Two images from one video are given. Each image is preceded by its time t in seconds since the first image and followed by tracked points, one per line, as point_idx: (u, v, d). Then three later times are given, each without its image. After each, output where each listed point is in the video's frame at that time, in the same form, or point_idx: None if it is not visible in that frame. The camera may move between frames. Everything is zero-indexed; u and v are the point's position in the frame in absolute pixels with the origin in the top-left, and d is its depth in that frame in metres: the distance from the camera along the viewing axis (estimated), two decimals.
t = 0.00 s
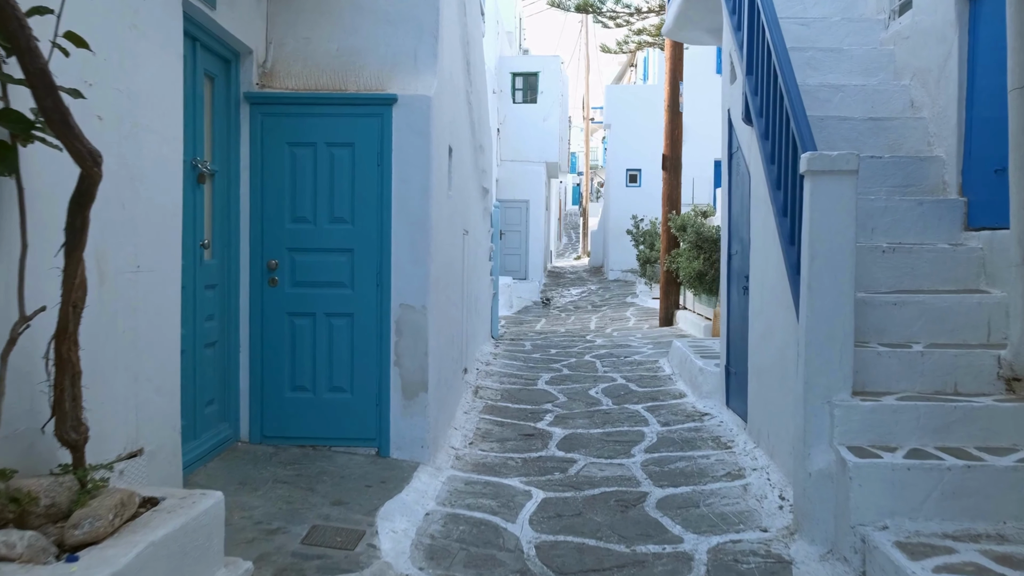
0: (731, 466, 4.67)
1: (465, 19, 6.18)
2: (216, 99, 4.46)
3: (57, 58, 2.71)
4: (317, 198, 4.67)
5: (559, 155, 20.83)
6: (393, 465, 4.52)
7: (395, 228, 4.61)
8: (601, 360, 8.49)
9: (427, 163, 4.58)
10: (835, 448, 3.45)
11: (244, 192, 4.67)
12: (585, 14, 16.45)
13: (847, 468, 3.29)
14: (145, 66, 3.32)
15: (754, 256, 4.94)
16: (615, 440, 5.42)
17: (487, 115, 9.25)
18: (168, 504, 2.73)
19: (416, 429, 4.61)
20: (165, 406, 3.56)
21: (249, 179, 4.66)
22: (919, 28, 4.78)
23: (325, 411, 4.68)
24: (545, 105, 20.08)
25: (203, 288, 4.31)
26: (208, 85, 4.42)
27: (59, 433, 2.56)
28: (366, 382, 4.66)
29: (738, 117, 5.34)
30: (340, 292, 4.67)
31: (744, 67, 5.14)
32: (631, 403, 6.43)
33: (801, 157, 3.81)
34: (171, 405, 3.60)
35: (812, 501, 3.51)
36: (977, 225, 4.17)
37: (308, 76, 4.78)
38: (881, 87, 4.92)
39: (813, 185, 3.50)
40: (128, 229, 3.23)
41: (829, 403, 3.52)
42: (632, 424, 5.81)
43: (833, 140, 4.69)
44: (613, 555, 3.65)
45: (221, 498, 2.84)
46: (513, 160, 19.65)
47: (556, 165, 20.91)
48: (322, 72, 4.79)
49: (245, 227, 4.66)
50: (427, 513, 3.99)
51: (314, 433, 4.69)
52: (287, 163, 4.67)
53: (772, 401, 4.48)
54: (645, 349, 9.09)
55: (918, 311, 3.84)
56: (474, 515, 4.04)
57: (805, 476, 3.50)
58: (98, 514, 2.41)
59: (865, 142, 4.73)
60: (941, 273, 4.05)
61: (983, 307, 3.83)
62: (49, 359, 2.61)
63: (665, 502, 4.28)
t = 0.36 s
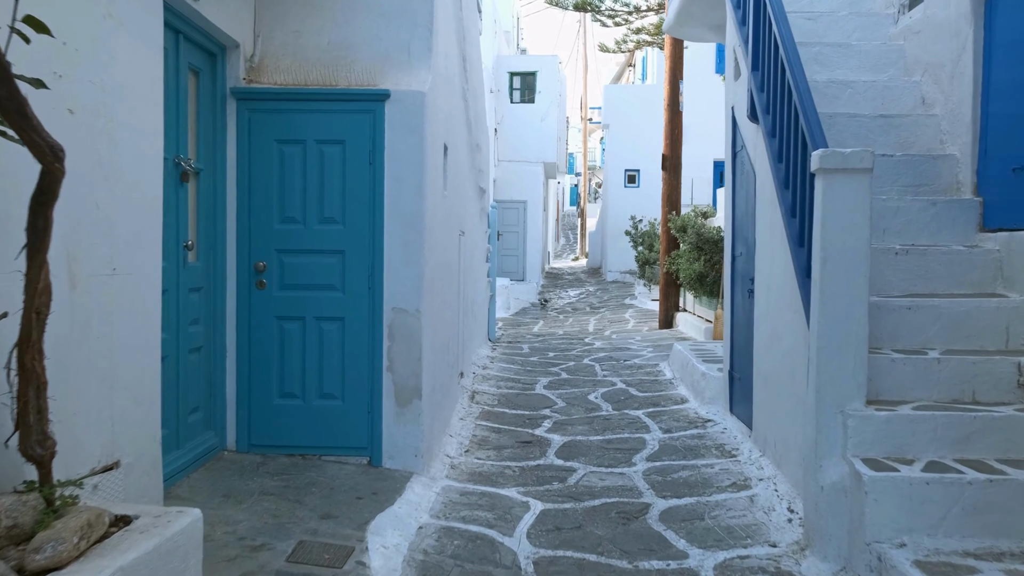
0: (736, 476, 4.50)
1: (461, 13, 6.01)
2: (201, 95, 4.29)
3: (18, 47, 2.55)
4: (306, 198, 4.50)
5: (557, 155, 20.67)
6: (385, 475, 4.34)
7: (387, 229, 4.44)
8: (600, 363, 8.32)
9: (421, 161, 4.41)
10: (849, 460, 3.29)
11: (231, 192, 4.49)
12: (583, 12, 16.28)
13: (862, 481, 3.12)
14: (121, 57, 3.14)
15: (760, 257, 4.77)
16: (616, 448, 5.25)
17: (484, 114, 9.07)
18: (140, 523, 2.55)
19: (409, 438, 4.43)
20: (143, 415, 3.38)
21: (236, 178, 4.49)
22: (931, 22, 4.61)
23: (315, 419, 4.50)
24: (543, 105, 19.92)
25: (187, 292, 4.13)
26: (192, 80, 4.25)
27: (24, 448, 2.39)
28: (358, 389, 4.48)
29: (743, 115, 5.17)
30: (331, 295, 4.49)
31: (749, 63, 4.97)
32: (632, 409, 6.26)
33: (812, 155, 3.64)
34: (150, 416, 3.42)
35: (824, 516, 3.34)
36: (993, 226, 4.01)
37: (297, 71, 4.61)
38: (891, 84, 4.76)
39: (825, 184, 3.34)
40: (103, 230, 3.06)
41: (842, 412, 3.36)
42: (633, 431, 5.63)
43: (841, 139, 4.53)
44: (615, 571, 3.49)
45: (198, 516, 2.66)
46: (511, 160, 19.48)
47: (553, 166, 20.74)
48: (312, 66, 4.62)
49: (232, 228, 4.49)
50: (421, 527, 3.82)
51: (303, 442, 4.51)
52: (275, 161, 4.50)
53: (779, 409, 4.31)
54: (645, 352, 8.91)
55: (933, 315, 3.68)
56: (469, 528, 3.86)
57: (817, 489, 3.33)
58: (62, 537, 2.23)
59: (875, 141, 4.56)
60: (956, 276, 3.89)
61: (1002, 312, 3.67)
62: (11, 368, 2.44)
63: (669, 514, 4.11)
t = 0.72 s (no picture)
0: (744, 486, 4.32)
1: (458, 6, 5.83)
2: (186, 88, 4.10)
3: None
4: (296, 196, 4.31)
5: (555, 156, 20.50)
6: (378, 485, 4.15)
7: (381, 228, 4.25)
8: (599, 367, 8.13)
9: (416, 158, 4.23)
10: (867, 472, 3.11)
11: (217, 190, 4.31)
12: (581, 11, 16.12)
13: (881, 495, 2.95)
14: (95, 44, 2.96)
15: (768, 258, 4.60)
16: (618, 456, 5.07)
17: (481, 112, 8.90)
18: (111, 544, 2.36)
19: (403, 446, 4.24)
20: (121, 424, 3.20)
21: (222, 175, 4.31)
22: (945, 14, 4.45)
23: (305, 427, 4.31)
24: (541, 105, 19.75)
25: (170, 294, 3.94)
26: (176, 73, 4.07)
27: None
28: (349, 395, 4.29)
29: (750, 111, 5.01)
30: (321, 298, 4.31)
31: (756, 56, 4.80)
32: (633, 415, 6.08)
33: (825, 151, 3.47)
34: (128, 425, 3.23)
35: (841, 531, 3.17)
36: (1013, 225, 3.85)
37: (287, 63, 4.43)
38: (903, 78, 4.59)
39: (841, 181, 3.17)
40: (76, 228, 2.87)
41: (859, 421, 3.18)
42: (635, 437, 5.45)
43: (853, 135, 4.36)
44: None
45: (174, 535, 2.48)
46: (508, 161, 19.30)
47: (551, 167, 20.57)
48: (302, 58, 4.44)
49: (218, 228, 4.30)
50: (415, 541, 3.64)
51: (293, 451, 4.32)
52: (263, 158, 4.32)
53: (789, 417, 4.14)
54: (646, 355, 8.74)
55: (952, 319, 3.51)
56: (466, 542, 3.68)
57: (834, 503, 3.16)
58: (20, 562, 2.04)
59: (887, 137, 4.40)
60: (975, 278, 3.72)
61: None
62: None
63: (675, 526, 3.93)
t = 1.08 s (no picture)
0: (751, 497, 4.15)
1: None
2: (168, 81, 3.92)
3: None
4: (284, 194, 4.13)
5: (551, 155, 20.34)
6: (369, 497, 3.97)
7: (372, 229, 4.07)
8: (597, 370, 7.96)
9: (409, 155, 4.05)
10: (885, 487, 2.95)
11: (201, 188, 4.12)
12: (577, 8, 15.95)
13: (902, 512, 2.78)
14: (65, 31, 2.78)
15: (775, 259, 4.44)
16: (619, 464, 4.90)
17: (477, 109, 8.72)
18: (76, 571, 2.18)
19: (396, 456, 4.06)
20: (97, 436, 3.02)
21: (206, 172, 4.12)
22: (960, 6, 4.30)
23: (293, 435, 4.13)
24: (537, 104, 19.58)
25: (151, 296, 3.76)
26: (157, 65, 3.88)
27: None
28: (340, 402, 4.11)
29: (756, 107, 4.84)
30: (310, 300, 4.13)
31: (762, 50, 4.63)
32: (633, 420, 5.91)
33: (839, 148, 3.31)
34: (104, 437, 3.05)
35: (858, 549, 3.00)
36: None
37: (275, 56, 4.25)
38: (916, 73, 4.44)
39: (857, 179, 3.00)
40: (44, 228, 2.69)
41: (877, 433, 3.02)
42: (636, 444, 5.28)
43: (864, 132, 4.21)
44: None
45: (146, 558, 2.30)
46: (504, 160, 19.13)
47: (547, 166, 20.39)
48: (290, 51, 4.26)
49: (202, 228, 4.12)
50: (407, 558, 3.46)
51: (280, 461, 4.14)
52: (249, 154, 4.14)
53: (799, 425, 3.97)
54: (645, 357, 8.58)
55: (971, 325, 3.35)
56: (461, 558, 3.50)
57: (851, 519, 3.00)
58: None
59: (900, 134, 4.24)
60: (994, 281, 3.56)
61: None
62: None
63: (679, 539, 3.75)
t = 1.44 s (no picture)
0: (757, 509, 3.99)
1: None
2: (149, 75, 3.74)
3: None
4: (271, 193, 3.95)
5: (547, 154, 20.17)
6: (359, 510, 3.80)
7: (363, 229, 3.90)
8: (595, 373, 7.80)
9: (401, 153, 3.87)
10: (904, 504, 2.79)
11: (184, 186, 3.94)
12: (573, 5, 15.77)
13: (923, 531, 2.62)
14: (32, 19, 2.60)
15: (781, 260, 4.28)
16: (619, 472, 4.73)
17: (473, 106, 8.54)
18: None
19: (387, 467, 3.89)
20: (69, 450, 2.84)
21: (190, 170, 3.94)
22: None
23: (280, 445, 3.95)
24: (532, 102, 19.41)
25: (130, 301, 3.58)
26: (137, 58, 3.70)
27: None
28: (329, 411, 3.94)
29: (761, 104, 4.68)
30: (298, 304, 3.95)
31: (768, 43, 4.46)
32: (633, 426, 5.75)
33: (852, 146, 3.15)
34: (76, 451, 2.87)
35: (875, 568, 2.85)
36: None
37: (261, 49, 4.06)
38: (927, 68, 4.28)
39: (873, 179, 2.84)
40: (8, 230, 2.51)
41: (895, 445, 2.86)
42: (636, 452, 5.11)
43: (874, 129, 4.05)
44: None
45: None
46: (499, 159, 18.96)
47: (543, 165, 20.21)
48: (277, 43, 4.08)
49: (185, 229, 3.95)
50: None
51: (267, 472, 3.97)
52: (234, 152, 3.96)
53: (808, 435, 3.80)
54: (643, 359, 8.42)
55: (991, 330, 3.20)
56: None
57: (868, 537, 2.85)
58: None
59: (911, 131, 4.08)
60: (1013, 283, 3.41)
61: None
62: None
63: (684, 554, 3.59)
